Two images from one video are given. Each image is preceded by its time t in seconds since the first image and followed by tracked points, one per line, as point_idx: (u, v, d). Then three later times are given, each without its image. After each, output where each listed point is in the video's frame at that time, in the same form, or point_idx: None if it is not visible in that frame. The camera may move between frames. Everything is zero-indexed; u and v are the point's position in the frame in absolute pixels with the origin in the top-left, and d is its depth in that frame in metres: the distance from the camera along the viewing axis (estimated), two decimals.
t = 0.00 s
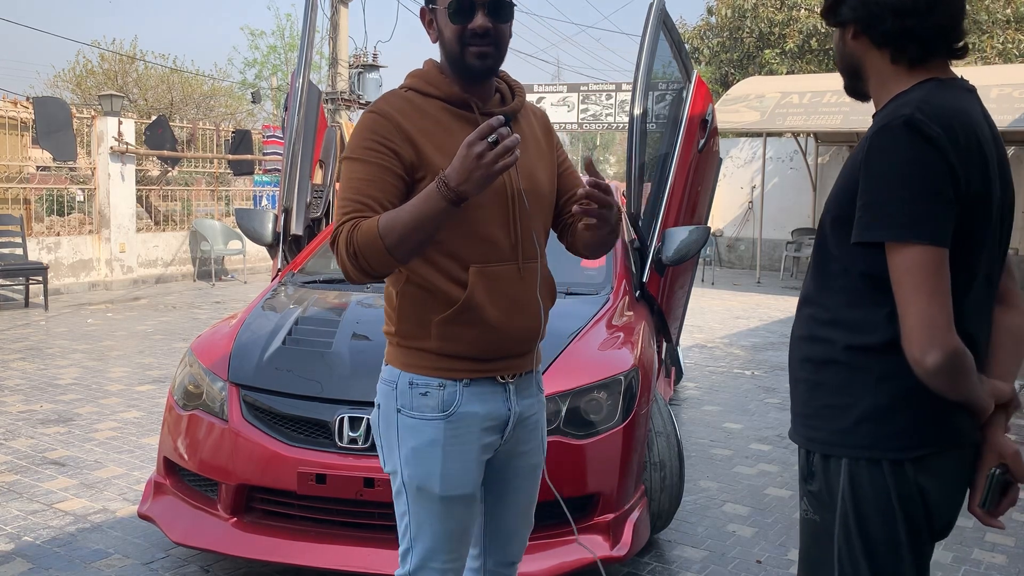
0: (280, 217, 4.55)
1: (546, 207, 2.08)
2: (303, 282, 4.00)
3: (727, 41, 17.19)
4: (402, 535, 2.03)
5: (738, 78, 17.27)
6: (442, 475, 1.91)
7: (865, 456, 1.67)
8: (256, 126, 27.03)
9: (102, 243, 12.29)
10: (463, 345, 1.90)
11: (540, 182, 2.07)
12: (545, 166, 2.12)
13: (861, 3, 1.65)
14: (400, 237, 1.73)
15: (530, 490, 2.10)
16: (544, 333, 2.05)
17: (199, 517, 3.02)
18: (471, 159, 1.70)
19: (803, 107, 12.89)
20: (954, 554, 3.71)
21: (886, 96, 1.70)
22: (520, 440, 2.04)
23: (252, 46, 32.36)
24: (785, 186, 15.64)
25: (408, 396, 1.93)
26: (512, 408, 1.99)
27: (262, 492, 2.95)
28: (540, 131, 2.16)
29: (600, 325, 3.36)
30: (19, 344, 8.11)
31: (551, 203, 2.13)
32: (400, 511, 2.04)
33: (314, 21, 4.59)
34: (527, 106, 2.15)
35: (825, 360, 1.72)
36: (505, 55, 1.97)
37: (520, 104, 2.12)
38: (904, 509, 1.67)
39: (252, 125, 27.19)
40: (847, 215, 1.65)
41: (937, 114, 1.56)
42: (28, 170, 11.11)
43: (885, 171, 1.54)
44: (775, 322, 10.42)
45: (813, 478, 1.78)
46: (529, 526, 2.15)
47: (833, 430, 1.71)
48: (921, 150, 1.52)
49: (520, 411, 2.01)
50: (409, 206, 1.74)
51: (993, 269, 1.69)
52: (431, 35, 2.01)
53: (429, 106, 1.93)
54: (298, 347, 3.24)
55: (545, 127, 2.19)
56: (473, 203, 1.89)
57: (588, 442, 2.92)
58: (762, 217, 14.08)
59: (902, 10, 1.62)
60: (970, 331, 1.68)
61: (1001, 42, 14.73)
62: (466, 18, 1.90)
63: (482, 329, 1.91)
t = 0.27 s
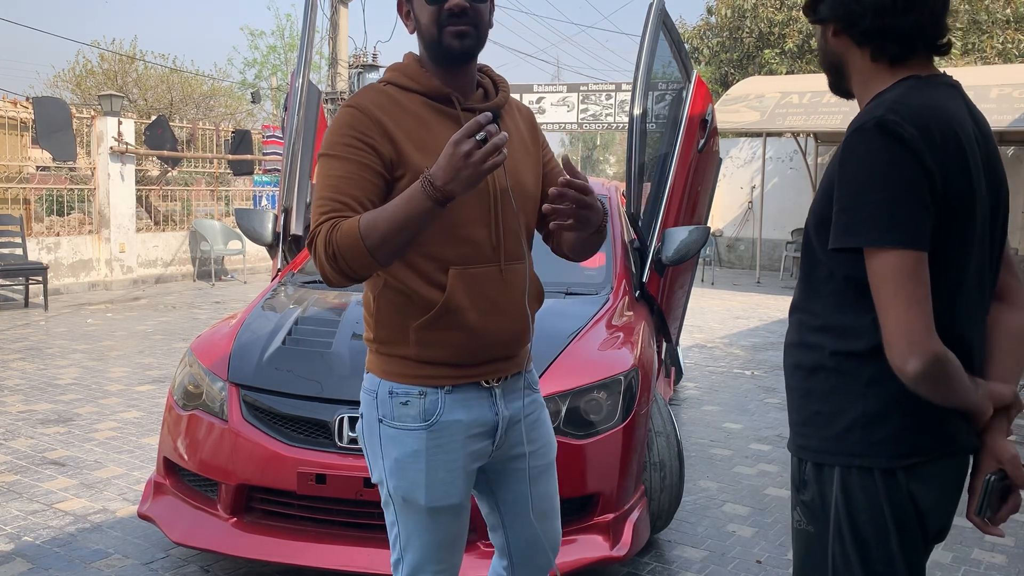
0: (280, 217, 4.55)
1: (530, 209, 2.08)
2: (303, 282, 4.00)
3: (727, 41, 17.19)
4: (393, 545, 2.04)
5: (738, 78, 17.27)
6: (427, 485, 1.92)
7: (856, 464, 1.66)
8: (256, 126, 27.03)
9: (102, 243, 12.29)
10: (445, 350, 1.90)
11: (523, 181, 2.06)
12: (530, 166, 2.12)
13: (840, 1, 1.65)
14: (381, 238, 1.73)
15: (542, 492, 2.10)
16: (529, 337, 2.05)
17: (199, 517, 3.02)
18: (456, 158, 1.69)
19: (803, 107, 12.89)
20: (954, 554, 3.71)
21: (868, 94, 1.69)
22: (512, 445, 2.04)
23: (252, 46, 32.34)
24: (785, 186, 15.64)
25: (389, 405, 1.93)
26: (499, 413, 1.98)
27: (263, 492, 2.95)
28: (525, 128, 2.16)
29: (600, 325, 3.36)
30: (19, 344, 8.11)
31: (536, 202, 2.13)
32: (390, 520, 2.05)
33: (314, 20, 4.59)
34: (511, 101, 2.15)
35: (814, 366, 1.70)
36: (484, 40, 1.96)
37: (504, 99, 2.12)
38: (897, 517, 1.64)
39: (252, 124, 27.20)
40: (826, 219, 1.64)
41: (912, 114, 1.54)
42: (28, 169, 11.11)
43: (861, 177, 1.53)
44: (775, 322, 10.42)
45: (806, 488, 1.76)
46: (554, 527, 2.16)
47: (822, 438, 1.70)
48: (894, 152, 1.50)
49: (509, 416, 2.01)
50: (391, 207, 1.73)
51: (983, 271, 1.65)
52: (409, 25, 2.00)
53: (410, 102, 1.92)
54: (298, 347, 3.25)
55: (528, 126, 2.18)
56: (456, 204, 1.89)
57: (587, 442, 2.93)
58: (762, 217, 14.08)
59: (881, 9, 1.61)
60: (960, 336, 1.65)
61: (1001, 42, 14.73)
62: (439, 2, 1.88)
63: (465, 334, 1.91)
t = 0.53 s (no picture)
0: (280, 217, 4.55)
1: (529, 209, 2.08)
2: (303, 283, 4.00)
3: (727, 41, 17.19)
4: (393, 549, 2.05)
5: (738, 78, 17.27)
6: (425, 489, 1.92)
7: (853, 471, 1.65)
8: (257, 126, 27.04)
9: (102, 243, 12.29)
10: (442, 352, 1.90)
11: (520, 181, 2.06)
12: (528, 166, 2.12)
13: (821, 3, 1.64)
14: (376, 241, 1.71)
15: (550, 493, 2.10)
16: (529, 338, 2.05)
17: (199, 517, 3.02)
18: (452, 160, 1.68)
19: (803, 107, 12.89)
20: (953, 554, 3.71)
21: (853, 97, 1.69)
22: (513, 446, 2.04)
23: (252, 46, 32.33)
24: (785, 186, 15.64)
25: (387, 409, 1.94)
26: (499, 415, 1.98)
27: (262, 492, 2.95)
28: (523, 126, 2.15)
29: (600, 325, 3.36)
30: (19, 344, 8.12)
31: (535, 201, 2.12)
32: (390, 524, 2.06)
33: (314, 20, 4.59)
34: (508, 100, 2.15)
35: (810, 373, 1.70)
36: (480, 40, 1.96)
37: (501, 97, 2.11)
38: (897, 522, 1.64)
39: (252, 125, 27.21)
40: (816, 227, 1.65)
41: (894, 118, 1.53)
42: (28, 169, 11.11)
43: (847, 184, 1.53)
44: (775, 322, 10.43)
45: (806, 495, 1.76)
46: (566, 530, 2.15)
47: (819, 443, 1.70)
48: (875, 157, 1.50)
49: (510, 417, 2.01)
50: (386, 210, 1.72)
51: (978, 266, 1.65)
52: (404, 25, 2.00)
53: (406, 103, 1.92)
54: (297, 347, 3.25)
55: (527, 126, 2.18)
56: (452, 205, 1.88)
57: (587, 443, 2.93)
58: (762, 216, 14.08)
59: (863, 10, 1.61)
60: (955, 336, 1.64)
61: (1001, 42, 14.73)
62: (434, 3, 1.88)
63: (463, 336, 1.90)
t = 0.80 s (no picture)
0: (280, 217, 4.55)
1: (549, 211, 2.08)
2: (303, 282, 4.00)
3: (727, 41, 17.18)
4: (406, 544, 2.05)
5: (738, 78, 17.27)
6: (442, 484, 1.92)
7: (844, 474, 1.65)
8: (257, 126, 27.03)
9: (102, 243, 12.29)
10: (465, 351, 1.91)
11: (543, 183, 2.07)
12: (550, 168, 2.12)
13: None
14: (397, 241, 1.72)
15: (544, 497, 2.10)
16: (549, 338, 2.05)
17: (199, 518, 3.02)
18: (469, 162, 1.69)
19: (803, 107, 12.89)
20: (954, 554, 3.71)
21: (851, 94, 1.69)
22: (527, 448, 2.05)
23: (252, 46, 32.32)
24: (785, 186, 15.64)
25: (409, 403, 1.94)
26: (517, 416, 1.99)
27: (262, 492, 2.95)
28: (543, 127, 2.16)
29: (600, 325, 3.36)
30: (19, 344, 8.12)
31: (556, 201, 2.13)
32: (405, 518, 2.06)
33: (314, 20, 4.59)
34: (529, 102, 2.15)
35: (804, 375, 1.70)
36: (498, 46, 1.97)
37: (522, 101, 2.12)
38: (889, 525, 1.63)
39: (252, 125, 27.20)
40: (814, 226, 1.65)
41: (891, 111, 1.53)
42: (27, 169, 11.10)
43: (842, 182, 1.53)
44: (775, 322, 10.43)
45: (799, 496, 1.76)
46: (555, 534, 2.15)
47: (812, 445, 1.70)
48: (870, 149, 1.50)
49: (527, 419, 2.02)
50: (407, 210, 1.73)
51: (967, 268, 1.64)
52: (425, 30, 2.02)
53: (425, 107, 1.93)
54: (297, 347, 3.24)
55: (548, 129, 2.18)
56: (473, 205, 1.89)
57: (587, 443, 2.93)
58: (762, 216, 14.08)
59: (863, 7, 1.60)
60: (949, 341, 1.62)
61: (1001, 42, 14.73)
62: (455, 9, 1.90)
63: (484, 334, 1.91)
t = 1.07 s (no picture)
0: (280, 217, 4.55)
1: (572, 212, 2.10)
2: (303, 282, 4.00)
3: (727, 41, 17.17)
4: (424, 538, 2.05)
5: (738, 79, 17.26)
6: (465, 476, 1.92)
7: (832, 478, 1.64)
8: (257, 126, 27.03)
9: (102, 243, 12.29)
10: (490, 348, 1.92)
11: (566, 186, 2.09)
12: (572, 170, 2.14)
13: None
14: (429, 239, 1.73)
15: (552, 492, 2.11)
16: (571, 337, 2.07)
17: (198, 518, 3.02)
18: (500, 160, 1.71)
19: (803, 107, 12.90)
20: (954, 554, 3.71)
21: (877, 87, 1.66)
22: (545, 443, 2.05)
23: (252, 46, 32.30)
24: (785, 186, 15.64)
25: (434, 397, 1.94)
26: (537, 411, 1.99)
27: (263, 492, 2.95)
28: (567, 132, 2.18)
29: (600, 325, 3.37)
30: (19, 344, 8.12)
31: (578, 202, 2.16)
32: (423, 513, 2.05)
33: (314, 20, 4.59)
34: (553, 108, 2.17)
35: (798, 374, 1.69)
36: (527, 52, 1.99)
37: (547, 106, 2.13)
38: (884, 523, 1.63)
39: (252, 125, 27.21)
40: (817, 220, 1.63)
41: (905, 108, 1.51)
42: (27, 169, 11.10)
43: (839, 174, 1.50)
44: (775, 322, 10.43)
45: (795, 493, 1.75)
46: (555, 528, 2.17)
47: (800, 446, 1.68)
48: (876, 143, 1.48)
49: (546, 414, 2.02)
50: (439, 209, 1.75)
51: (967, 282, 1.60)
52: (455, 35, 2.04)
53: (455, 110, 1.94)
54: (297, 347, 3.25)
55: (572, 134, 2.20)
56: (500, 206, 1.90)
57: (588, 442, 2.93)
58: (762, 216, 14.09)
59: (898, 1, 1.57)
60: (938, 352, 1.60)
61: (1002, 42, 14.73)
62: (485, 16, 1.92)
63: (509, 332, 1.92)
